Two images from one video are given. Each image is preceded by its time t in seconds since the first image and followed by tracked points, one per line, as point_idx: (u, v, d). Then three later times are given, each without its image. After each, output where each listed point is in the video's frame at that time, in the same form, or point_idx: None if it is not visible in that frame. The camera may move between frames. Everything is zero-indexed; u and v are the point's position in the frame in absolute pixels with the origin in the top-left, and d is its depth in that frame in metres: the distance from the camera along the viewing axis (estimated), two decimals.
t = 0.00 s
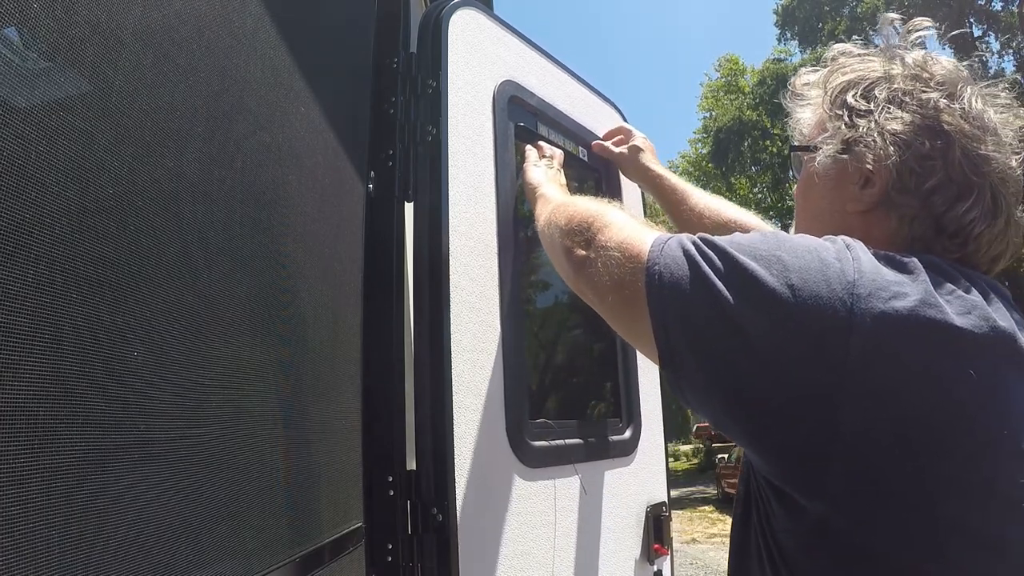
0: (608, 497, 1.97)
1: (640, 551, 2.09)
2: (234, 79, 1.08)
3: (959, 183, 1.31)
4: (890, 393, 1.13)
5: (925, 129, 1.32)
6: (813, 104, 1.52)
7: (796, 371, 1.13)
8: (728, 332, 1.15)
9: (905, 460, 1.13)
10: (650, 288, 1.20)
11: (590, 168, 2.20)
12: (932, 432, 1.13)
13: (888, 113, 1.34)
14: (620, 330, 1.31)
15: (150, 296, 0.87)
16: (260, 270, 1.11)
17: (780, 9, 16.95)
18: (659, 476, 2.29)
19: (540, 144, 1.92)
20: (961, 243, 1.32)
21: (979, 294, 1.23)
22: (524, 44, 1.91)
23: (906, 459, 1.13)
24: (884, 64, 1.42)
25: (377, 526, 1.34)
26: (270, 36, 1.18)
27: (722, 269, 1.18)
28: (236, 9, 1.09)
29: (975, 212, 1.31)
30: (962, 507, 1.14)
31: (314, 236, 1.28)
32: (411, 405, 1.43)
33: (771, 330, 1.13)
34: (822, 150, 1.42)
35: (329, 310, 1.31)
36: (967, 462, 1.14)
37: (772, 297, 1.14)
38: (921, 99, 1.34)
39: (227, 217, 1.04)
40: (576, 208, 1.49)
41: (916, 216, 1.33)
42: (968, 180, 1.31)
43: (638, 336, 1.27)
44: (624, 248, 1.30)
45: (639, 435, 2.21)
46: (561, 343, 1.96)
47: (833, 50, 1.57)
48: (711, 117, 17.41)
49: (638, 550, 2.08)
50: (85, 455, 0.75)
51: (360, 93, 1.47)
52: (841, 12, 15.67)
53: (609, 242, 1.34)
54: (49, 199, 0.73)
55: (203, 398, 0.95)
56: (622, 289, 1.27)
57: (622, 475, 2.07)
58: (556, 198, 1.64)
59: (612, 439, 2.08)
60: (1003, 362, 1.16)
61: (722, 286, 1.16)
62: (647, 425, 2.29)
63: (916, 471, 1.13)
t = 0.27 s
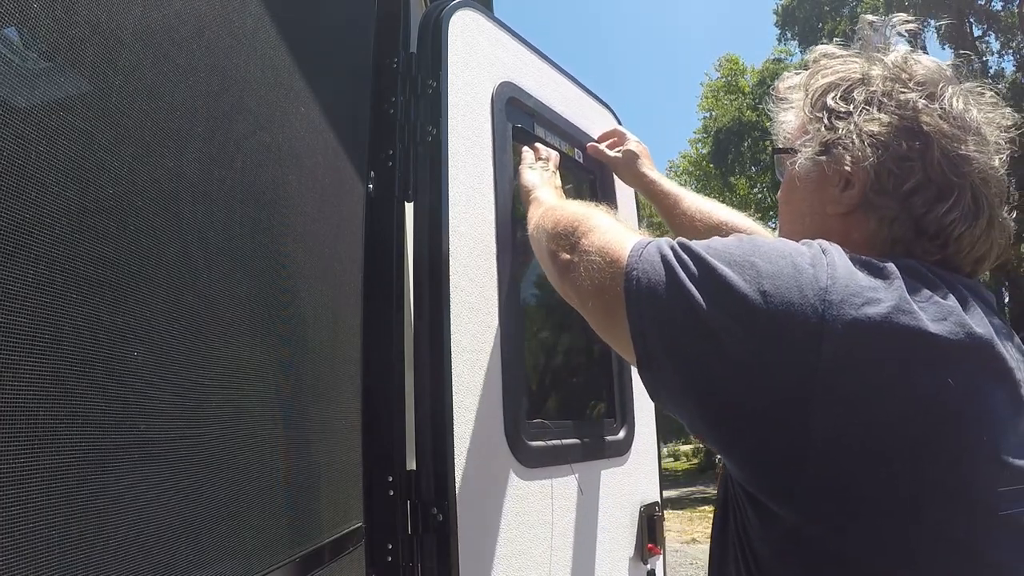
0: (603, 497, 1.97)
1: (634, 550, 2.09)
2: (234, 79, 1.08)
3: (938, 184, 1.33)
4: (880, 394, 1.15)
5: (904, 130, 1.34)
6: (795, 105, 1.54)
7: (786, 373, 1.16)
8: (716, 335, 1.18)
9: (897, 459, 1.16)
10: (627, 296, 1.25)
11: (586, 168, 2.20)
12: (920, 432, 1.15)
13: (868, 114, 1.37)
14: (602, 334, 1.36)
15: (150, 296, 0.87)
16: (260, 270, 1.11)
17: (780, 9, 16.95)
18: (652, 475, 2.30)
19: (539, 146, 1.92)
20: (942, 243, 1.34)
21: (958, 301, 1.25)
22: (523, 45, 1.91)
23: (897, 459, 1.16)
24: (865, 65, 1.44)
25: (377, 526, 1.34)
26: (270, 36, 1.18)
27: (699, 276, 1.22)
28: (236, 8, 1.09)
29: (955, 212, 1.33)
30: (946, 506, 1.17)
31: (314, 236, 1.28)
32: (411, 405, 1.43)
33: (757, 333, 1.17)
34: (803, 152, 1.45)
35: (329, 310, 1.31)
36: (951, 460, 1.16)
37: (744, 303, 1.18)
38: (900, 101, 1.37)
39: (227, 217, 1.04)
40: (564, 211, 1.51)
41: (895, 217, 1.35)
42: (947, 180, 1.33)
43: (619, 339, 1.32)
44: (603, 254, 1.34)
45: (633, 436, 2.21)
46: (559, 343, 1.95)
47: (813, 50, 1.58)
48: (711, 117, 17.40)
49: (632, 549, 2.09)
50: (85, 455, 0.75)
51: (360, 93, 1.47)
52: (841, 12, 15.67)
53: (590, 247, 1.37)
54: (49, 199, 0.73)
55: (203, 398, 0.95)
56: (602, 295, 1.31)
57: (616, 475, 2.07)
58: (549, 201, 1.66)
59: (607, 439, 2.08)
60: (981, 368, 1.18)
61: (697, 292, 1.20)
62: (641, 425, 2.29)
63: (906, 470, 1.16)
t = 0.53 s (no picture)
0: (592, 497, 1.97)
1: (621, 549, 2.10)
2: (234, 79, 1.08)
3: (913, 186, 1.34)
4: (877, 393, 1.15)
5: (881, 132, 1.35)
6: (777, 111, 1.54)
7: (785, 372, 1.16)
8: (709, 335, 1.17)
9: (894, 459, 1.16)
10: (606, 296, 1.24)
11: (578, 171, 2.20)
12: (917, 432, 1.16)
13: (845, 116, 1.37)
14: (581, 335, 1.35)
15: (150, 295, 0.87)
16: (260, 270, 1.11)
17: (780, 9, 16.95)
18: (638, 474, 2.30)
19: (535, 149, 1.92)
20: (917, 244, 1.34)
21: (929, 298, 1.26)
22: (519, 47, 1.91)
23: (894, 458, 1.16)
24: (844, 69, 1.45)
25: (378, 526, 1.34)
26: (270, 36, 1.18)
27: (677, 276, 1.21)
28: (236, 9, 1.09)
29: (930, 214, 1.33)
30: (941, 505, 1.18)
31: (314, 237, 1.28)
32: (411, 405, 1.43)
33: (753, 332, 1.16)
34: (782, 156, 1.45)
35: (328, 310, 1.31)
36: (944, 459, 1.17)
37: (721, 303, 1.17)
38: (877, 103, 1.37)
39: (227, 217, 1.04)
40: (547, 215, 1.51)
41: (871, 219, 1.35)
42: (922, 182, 1.34)
43: (600, 341, 1.31)
44: (584, 256, 1.33)
45: (620, 436, 2.22)
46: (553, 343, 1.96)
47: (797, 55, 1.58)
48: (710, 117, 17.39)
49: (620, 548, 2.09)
50: (85, 455, 0.75)
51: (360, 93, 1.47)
52: (841, 12, 15.66)
53: (570, 248, 1.37)
54: (49, 199, 0.73)
55: (203, 398, 0.95)
56: (582, 296, 1.31)
57: (603, 475, 2.07)
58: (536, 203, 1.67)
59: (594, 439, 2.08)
60: (955, 366, 1.20)
61: (674, 292, 1.20)
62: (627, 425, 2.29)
63: (902, 469, 1.16)
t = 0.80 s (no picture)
0: (585, 496, 1.97)
1: (612, 548, 2.10)
2: (234, 79, 1.08)
3: (900, 186, 1.34)
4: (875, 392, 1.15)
5: (869, 133, 1.35)
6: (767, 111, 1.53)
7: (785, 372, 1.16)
8: (704, 334, 1.18)
9: (896, 458, 1.15)
10: (592, 294, 1.25)
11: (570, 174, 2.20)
12: (917, 431, 1.16)
13: (833, 117, 1.37)
14: (568, 333, 1.36)
15: (150, 295, 0.87)
16: (260, 270, 1.11)
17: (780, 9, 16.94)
18: (627, 474, 2.30)
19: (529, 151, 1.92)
20: (903, 244, 1.35)
21: (913, 294, 1.26)
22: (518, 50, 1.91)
23: (895, 458, 1.16)
24: (835, 72, 1.45)
25: (377, 526, 1.34)
26: (270, 36, 1.18)
27: (663, 273, 1.22)
28: (236, 9, 1.09)
29: (916, 214, 1.34)
30: (943, 506, 1.17)
31: (314, 237, 1.28)
32: (411, 405, 1.44)
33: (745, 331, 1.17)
34: (771, 156, 1.45)
35: (328, 310, 1.31)
36: (947, 458, 1.17)
37: (706, 300, 1.18)
38: (865, 105, 1.37)
39: (227, 217, 1.04)
40: (538, 214, 1.51)
41: (857, 219, 1.36)
42: (909, 183, 1.34)
43: (586, 339, 1.32)
44: (571, 254, 1.34)
45: (611, 436, 2.22)
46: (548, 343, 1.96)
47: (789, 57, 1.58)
48: (711, 117, 17.39)
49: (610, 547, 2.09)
50: (85, 455, 0.75)
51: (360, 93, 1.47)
52: (841, 12, 15.66)
53: (559, 247, 1.38)
54: (49, 199, 0.73)
55: (203, 398, 0.95)
56: (569, 294, 1.32)
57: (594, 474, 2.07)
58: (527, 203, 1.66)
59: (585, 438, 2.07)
60: (940, 364, 1.19)
61: (660, 289, 1.20)
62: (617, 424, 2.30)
63: (904, 469, 1.16)
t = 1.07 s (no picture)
0: (577, 496, 1.97)
1: (602, 548, 2.10)
2: (234, 79, 1.08)
3: (895, 189, 1.34)
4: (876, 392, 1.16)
5: (866, 136, 1.35)
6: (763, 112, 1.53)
7: (786, 371, 1.16)
8: (705, 334, 1.18)
9: (895, 458, 1.16)
10: (592, 288, 1.25)
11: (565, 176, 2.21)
12: (916, 432, 1.16)
13: (829, 118, 1.37)
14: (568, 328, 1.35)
15: (150, 295, 0.87)
16: (260, 270, 1.11)
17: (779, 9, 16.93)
18: (616, 474, 2.30)
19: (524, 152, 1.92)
20: (898, 246, 1.35)
21: (908, 289, 1.26)
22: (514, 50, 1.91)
23: (894, 457, 1.16)
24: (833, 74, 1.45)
25: (377, 526, 1.34)
26: (270, 36, 1.18)
27: (662, 267, 1.22)
28: (236, 9, 1.09)
29: (912, 217, 1.34)
30: (942, 506, 1.17)
31: (314, 236, 1.28)
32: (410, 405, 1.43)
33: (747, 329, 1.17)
34: (767, 158, 1.45)
35: (328, 310, 1.31)
36: (945, 458, 1.17)
37: (705, 292, 1.18)
38: (862, 107, 1.38)
39: (227, 217, 1.04)
40: (537, 213, 1.51)
41: (853, 220, 1.36)
42: (904, 186, 1.34)
43: (586, 333, 1.32)
44: (571, 249, 1.34)
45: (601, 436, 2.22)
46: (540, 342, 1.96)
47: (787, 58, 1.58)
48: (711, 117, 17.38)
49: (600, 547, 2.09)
50: (85, 455, 0.75)
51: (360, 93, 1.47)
52: (841, 12, 15.65)
53: (558, 243, 1.38)
54: (49, 199, 0.73)
55: (203, 398, 0.95)
56: (569, 288, 1.32)
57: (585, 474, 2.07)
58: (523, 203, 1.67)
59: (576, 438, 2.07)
60: (935, 360, 1.19)
61: (659, 282, 1.20)
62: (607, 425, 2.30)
63: (903, 469, 1.16)
